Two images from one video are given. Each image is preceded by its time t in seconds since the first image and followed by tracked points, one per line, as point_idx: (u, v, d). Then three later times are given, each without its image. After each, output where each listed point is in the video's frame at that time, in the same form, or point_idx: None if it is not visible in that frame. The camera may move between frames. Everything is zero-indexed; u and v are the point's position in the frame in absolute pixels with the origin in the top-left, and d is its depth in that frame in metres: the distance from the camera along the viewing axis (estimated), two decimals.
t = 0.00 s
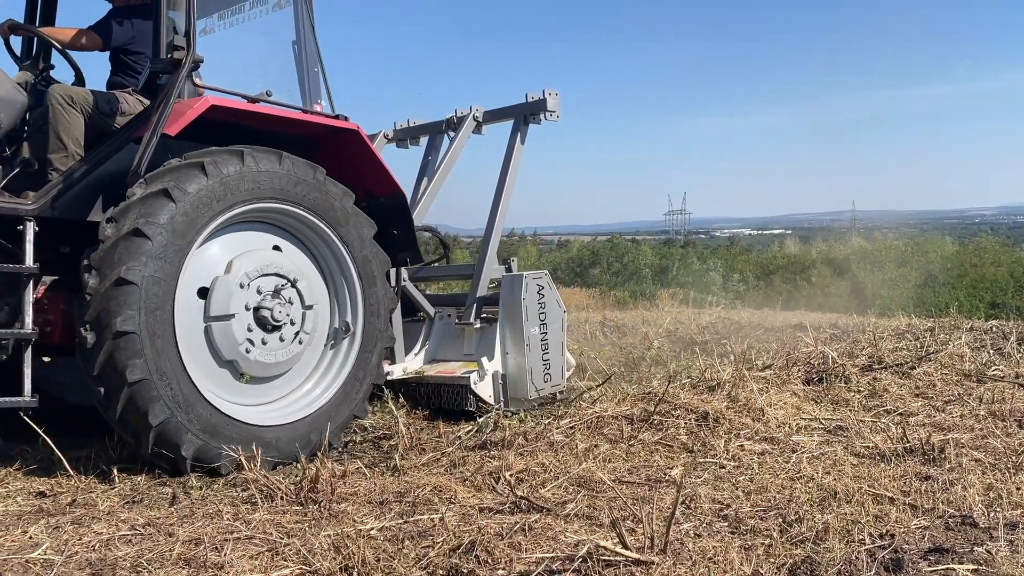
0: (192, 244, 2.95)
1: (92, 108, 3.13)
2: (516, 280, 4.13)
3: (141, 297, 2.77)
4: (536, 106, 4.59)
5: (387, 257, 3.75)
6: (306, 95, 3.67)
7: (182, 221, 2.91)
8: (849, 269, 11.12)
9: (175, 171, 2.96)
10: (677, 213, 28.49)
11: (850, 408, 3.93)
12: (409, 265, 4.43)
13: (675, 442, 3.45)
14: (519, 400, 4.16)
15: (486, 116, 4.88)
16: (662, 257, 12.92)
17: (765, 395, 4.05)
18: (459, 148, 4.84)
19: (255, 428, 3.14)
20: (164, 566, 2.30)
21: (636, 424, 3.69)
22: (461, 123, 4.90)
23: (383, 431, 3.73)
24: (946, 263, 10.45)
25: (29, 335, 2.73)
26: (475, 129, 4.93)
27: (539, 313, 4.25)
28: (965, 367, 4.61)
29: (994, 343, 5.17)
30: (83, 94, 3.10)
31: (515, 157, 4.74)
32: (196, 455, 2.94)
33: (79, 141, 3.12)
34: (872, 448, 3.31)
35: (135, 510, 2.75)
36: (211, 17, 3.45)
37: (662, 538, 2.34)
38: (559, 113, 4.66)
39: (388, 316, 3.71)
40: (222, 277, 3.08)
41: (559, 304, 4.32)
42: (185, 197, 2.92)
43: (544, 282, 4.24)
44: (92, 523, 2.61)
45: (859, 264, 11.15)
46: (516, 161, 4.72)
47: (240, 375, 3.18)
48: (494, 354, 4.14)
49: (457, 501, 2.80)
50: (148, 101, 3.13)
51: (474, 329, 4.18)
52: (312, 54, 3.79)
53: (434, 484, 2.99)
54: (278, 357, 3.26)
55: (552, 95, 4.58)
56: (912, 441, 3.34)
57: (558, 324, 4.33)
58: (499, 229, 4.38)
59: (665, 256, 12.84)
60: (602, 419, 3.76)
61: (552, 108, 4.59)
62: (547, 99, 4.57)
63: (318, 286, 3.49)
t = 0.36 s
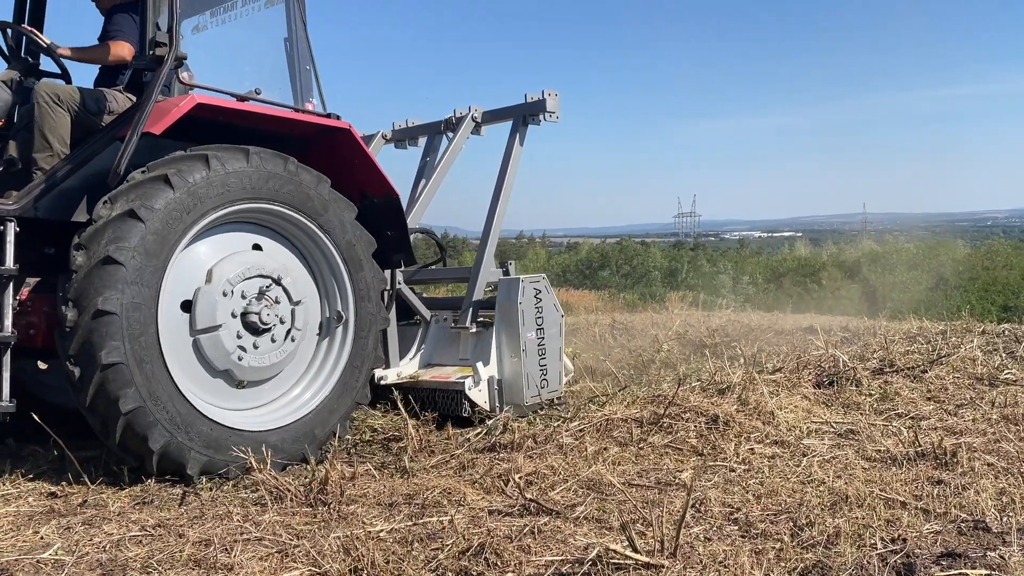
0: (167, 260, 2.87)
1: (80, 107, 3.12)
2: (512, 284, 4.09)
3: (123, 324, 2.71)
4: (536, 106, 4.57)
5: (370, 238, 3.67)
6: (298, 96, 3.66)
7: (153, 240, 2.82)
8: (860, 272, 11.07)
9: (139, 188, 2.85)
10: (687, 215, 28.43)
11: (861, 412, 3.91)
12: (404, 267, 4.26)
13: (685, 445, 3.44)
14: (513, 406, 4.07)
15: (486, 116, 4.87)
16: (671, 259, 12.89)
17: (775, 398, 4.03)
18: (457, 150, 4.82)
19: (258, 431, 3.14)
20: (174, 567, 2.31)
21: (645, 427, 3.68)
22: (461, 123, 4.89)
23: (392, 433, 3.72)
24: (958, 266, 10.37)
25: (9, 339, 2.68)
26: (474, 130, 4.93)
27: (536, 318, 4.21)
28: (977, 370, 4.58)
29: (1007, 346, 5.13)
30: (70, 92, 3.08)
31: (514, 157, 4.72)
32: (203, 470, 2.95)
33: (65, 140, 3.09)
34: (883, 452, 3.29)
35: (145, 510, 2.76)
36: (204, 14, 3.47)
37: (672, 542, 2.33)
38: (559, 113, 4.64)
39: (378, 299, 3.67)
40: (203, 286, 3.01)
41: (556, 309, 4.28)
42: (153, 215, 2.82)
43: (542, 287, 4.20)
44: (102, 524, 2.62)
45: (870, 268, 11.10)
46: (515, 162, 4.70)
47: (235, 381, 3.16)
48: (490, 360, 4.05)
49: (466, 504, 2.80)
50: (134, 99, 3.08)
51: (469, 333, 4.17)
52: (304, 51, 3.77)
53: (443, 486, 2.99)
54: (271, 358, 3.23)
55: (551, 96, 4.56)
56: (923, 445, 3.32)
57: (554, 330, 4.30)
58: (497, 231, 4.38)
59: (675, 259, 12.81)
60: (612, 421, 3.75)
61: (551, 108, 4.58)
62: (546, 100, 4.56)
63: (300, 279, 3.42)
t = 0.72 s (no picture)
0: (147, 275, 2.78)
1: (74, 104, 3.18)
2: (511, 285, 4.03)
3: (111, 348, 2.65)
4: (536, 105, 4.56)
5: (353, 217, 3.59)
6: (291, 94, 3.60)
7: (130, 257, 2.72)
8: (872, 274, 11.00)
9: (108, 205, 2.73)
10: (698, 216, 28.36)
11: (874, 414, 3.89)
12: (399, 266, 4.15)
13: (696, 446, 3.43)
14: (511, 409, 4.05)
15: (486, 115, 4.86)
16: (682, 260, 12.84)
17: (787, 400, 4.02)
18: (457, 148, 4.79)
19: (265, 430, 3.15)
20: (186, 566, 2.32)
21: (656, 428, 3.67)
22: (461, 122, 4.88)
23: (401, 434, 3.73)
24: (971, 267, 10.26)
25: None
26: (474, 129, 4.90)
27: (535, 320, 4.18)
28: (991, 373, 4.54)
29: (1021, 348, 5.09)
30: (65, 88, 3.14)
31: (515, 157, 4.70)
32: (216, 476, 2.97)
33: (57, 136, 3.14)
34: (896, 455, 3.27)
35: (157, 509, 2.77)
36: (198, 11, 3.49)
37: (684, 544, 2.32)
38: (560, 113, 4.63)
39: (369, 279, 3.64)
40: (188, 294, 2.95)
41: (555, 310, 4.26)
42: (125, 231, 2.71)
43: (542, 288, 4.16)
44: (115, 522, 2.64)
45: (882, 270, 11.03)
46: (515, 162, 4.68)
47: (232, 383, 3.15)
48: (487, 362, 4.04)
49: (477, 504, 2.80)
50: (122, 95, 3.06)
51: (467, 334, 4.13)
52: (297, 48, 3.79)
53: (454, 487, 2.99)
54: (267, 355, 3.22)
55: (552, 95, 4.54)
56: (937, 448, 3.29)
57: (554, 332, 4.27)
58: (495, 231, 4.35)
59: (686, 260, 12.79)
60: (623, 422, 3.75)
61: (552, 107, 4.57)
62: (547, 99, 4.55)
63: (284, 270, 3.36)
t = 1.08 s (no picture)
0: (131, 293, 2.72)
1: (61, 96, 3.06)
2: (510, 284, 3.98)
3: (104, 370, 2.61)
4: (537, 101, 4.55)
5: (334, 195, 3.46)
6: (286, 88, 3.62)
7: (110, 277, 2.64)
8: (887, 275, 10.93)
9: (78, 225, 2.63)
10: (712, 216, 28.27)
11: (889, 415, 3.86)
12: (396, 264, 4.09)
13: (710, 446, 3.42)
14: (511, 409, 3.99)
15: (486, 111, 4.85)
16: (695, 260, 12.80)
17: (802, 400, 3.99)
18: (457, 144, 4.78)
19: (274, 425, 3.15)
20: (200, 561, 2.33)
21: (670, 427, 3.66)
22: (461, 118, 4.87)
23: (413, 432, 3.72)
24: (988, 267, 10.16)
25: None
26: (474, 125, 4.89)
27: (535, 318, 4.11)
28: (1008, 374, 4.50)
29: None
30: (53, 82, 3.03)
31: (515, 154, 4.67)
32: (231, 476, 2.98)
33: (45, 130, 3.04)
34: (912, 455, 3.24)
35: (172, 503, 2.78)
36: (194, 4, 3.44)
37: (698, 542, 2.31)
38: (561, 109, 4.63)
39: (360, 256, 3.55)
40: (176, 302, 2.88)
41: (555, 309, 4.19)
42: (100, 251, 2.62)
43: (542, 285, 4.11)
44: (130, 517, 2.64)
45: (897, 271, 10.95)
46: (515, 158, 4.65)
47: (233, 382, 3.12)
48: (485, 362, 3.98)
49: (489, 502, 2.80)
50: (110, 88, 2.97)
51: (466, 334, 4.08)
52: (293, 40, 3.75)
53: (467, 484, 2.99)
54: (265, 351, 3.17)
55: (554, 90, 4.53)
56: (953, 448, 3.27)
57: (554, 331, 4.21)
58: (495, 230, 4.31)
59: (700, 260, 12.75)
60: (635, 422, 3.74)
61: (554, 103, 4.56)
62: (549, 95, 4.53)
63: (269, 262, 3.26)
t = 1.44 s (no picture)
0: (117, 313, 2.66)
1: (51, 89, 3.08)
2: (510, 283, 3.89)
3: (102, 394, 2.58)
4: (540, 97, 4.54)
5: (312, 171, 3.32)
6: (280, 81, 3.52)
7: (93, 300, 2.57)
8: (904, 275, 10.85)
9: (52, 251, 2.54)
10: (727, 215, 28.16)
11: (905, 416, 3.83)
12: (394, 261, 4.00)
13: (724, 445, 3.41)
14: (510, 411, 3.89)
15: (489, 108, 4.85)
16: (710, 260, 12.75)
17: (818, 401, 3.97)
18: (460, 140, 4.79)
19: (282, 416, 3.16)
20: (216, 556, 2.35)
21: (684, 427, 3.65)
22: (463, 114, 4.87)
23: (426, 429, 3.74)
24: (1006, 267, 10.05)
25: None
26: (476, 121, 4.88)
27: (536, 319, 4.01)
28: None
29: None
30: (43, 75, 3.04)
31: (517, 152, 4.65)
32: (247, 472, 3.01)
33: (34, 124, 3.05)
34: (929, 456, 3.22)
35: (189, 498, 2.80)
36: None
37: (712, 542, 2.31)
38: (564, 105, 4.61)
39: (349, 231, 3.45)
40: (164, 311, 2.83)
41: (558, 310, 4.09)
42: (78, 275, 2.53)
43: (543, 285, 4.00)
44: (148, 511, 2.66)
45: (914, 271, 10.86)
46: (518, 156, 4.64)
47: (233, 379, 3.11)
48: (484, 361, 3.89)
49: (503, 500, 2.80)
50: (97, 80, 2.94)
51: (466, 334, 4.02)
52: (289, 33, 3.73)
53: (481, 482, 3.00)
54: (262, 345, 3.15)
55: (558, 86, 4.51)
56: (971, 450, 3.24)
57: (556, 332, 4.11)
58: (496, 229, 4.26)
59: (715, 259, 12.70)
60: (649, 421, 3.73)
61: (558, 99, 4.54)
62: (552, 91, 4.51)
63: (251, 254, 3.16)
